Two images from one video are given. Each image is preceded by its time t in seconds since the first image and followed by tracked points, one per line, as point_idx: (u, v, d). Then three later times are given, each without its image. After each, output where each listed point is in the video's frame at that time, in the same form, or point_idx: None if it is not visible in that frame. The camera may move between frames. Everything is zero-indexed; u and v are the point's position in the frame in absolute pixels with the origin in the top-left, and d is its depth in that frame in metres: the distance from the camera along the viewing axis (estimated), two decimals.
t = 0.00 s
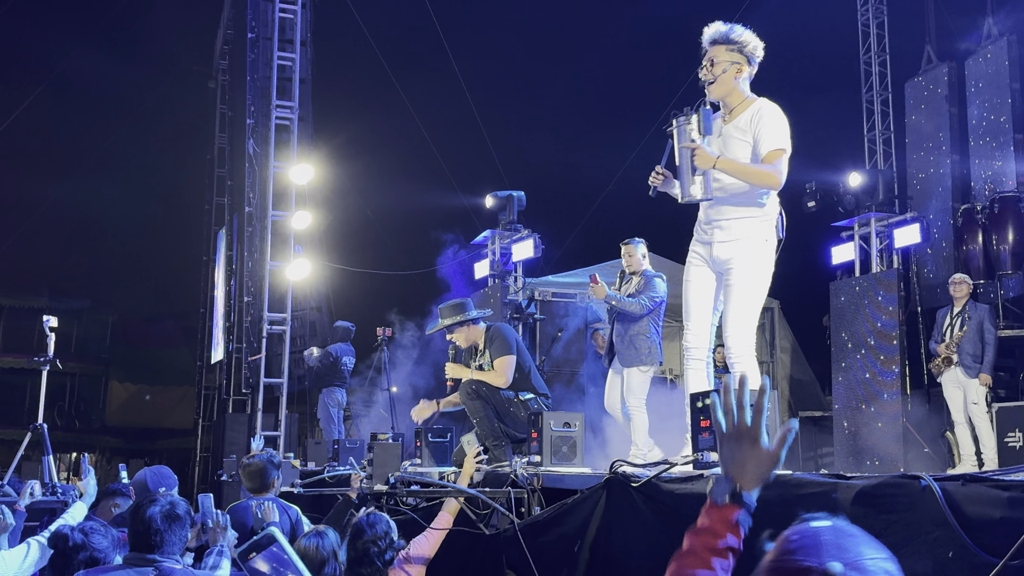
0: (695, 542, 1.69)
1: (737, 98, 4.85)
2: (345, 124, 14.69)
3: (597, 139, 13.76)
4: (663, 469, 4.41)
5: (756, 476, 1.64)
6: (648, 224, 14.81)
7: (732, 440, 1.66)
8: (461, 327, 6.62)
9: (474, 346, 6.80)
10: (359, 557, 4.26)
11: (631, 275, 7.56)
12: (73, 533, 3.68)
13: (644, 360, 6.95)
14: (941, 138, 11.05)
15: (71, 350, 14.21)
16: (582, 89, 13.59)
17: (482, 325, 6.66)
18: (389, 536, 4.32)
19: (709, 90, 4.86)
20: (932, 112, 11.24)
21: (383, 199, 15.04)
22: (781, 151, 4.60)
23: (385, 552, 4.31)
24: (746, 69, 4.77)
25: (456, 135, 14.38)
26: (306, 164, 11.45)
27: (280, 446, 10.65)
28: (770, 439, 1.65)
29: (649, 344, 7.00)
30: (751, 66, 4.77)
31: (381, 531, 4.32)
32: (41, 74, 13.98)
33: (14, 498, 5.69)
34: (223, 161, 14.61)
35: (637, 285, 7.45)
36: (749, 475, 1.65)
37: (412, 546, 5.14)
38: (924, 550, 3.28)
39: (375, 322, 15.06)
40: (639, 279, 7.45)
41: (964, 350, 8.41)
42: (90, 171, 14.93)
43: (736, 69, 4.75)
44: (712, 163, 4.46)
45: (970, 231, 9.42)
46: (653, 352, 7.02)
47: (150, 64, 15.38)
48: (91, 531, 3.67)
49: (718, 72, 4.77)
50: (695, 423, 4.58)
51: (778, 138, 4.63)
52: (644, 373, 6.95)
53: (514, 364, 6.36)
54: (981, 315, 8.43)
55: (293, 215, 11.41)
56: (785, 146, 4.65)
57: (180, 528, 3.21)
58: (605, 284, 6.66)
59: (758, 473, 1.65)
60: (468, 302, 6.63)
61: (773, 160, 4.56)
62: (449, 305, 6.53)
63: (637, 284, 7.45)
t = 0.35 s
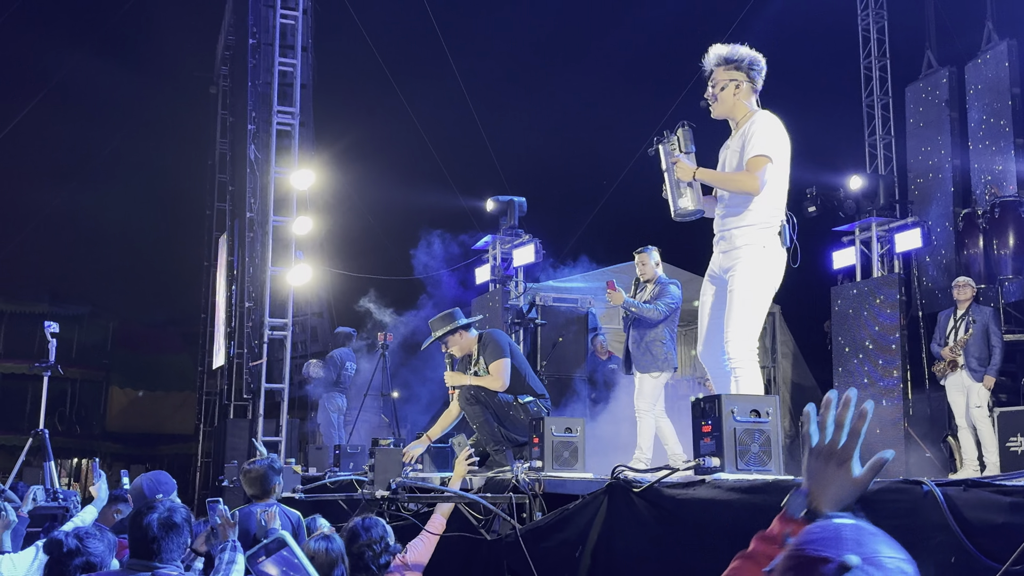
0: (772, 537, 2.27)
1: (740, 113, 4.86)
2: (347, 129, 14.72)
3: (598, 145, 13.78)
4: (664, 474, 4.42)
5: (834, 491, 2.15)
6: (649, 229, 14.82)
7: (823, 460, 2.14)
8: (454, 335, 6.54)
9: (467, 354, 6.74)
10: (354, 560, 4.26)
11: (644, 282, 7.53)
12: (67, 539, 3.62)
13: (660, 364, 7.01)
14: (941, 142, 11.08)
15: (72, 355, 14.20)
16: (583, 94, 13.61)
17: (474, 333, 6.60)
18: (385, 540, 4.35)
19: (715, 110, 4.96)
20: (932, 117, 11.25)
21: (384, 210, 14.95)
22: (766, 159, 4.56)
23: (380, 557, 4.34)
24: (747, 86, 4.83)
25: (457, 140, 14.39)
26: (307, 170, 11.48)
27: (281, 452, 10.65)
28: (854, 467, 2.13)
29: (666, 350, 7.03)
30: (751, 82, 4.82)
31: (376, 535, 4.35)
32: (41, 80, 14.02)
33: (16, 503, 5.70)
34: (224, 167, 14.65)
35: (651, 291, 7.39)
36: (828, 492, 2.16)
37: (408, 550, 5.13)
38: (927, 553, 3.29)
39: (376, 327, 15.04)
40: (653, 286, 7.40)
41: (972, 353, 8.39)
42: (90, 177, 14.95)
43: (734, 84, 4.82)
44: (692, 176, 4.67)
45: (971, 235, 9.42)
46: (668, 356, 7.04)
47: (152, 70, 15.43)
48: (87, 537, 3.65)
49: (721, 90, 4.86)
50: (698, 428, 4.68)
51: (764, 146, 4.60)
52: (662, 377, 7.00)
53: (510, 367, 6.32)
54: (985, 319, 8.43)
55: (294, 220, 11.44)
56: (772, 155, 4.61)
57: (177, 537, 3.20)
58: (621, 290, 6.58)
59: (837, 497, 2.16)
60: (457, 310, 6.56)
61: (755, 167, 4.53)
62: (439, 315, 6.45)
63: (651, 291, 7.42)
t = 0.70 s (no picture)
0: None
1: (749, 137, 4.92)
2: (346, 130, 14.74)
3: (596, 146, 13.79)
4: (663, 474, 4.42)
5: (872, 567, 1.52)
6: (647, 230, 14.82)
7: (856, 528, 1.52)
8: (443, 341, 6.59)
9: (459, 359, 6.80)
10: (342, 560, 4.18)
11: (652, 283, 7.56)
12: (59, 546, 3.61)
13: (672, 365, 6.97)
14: (940, 142, 11.10)
15: (72, 356, 14.17)
16: (582, 95, 13.61)
17: (464, 338, 6.65)
18: (373, 538, 4.27)
19: (724, 141, 5.03)
20: (929, 118, 11.27)
21: (382, 208, 15.08)
22: (786, 174, 4.58)
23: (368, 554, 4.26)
24: (752, 110, 4.88)
25: (456, 142, 14.41)
26: (306, 171, 11.49)
27: (280, 453, 10.63)
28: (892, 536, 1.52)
29: (673, 351, 6.99)
30: (755, 104, 4.87)
31: (364, 533, 4.27)
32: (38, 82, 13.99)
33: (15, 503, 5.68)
34: (224, 168, 14.67)
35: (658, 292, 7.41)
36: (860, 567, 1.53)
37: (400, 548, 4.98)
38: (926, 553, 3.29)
39: (376, 329, 15.03)
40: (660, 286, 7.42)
41: (973, 351, 8.42)
42: (88, 178, 14.95)
43: (739, 111, 4.88)
44: (719, 192, 4.64)
45: (969, 236, 9.40)
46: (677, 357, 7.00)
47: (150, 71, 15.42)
48: (82, 540, 3.64)
49: (726, 119, 4.92)
50: (695, 427, 4.68)
51: (783, 162, 4.63)
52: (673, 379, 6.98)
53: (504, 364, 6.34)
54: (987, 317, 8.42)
55: (293, 221, 11.45)
56: (791, 170, 4.65)
57: (171, 538, 3.17)
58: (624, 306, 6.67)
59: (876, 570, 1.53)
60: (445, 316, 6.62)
61: (777, 182, 4.55)
62: (428, 323, 6.51)
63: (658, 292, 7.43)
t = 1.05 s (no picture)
0: None
1: (775, 142, 4.90)
2: (343, 127, 14.70)
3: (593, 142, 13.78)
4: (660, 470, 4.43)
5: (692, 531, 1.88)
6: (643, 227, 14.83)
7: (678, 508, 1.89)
8: (436, 340, 6.55)
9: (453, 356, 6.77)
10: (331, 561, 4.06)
11: (645, 279, 7.41)
12: (54, 543, 3.60)
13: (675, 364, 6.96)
14: (937, 140, 11.10)
15: (68, 356, 13.99)
16: (578, 92, 13.60)
17: (458, 336, 6.62)
18: (363, 541, 4.15)
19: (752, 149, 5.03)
20: (925, 115, 11.29)
21: (379, 205, 15.10)
22: (812, 174, 4.58)
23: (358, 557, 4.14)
24: (779, 116, 4.87)
25: (452, 139, 14.43)
26: (302, 167, 11.47)
27: (277, 449, 10.61)
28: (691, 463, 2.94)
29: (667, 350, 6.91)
30: (781, 111, 4.86)
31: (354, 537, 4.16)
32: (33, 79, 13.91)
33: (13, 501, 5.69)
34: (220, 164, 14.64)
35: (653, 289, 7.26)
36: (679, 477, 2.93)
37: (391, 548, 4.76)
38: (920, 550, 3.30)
39: (373, 326, 15.01)
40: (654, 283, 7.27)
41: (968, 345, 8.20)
42: (84, 175, 14.91)
43: (767, 117, 4.88)
44: (745, 190, 4.60)
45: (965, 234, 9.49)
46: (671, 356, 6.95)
47: (144, 68, 15.39)
48: (78, 535, 3.64)
49: (752, 128, 4.93)
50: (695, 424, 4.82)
51: (809, 163, 4.63)
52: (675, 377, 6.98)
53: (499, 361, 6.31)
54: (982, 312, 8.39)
55: (289, 218, 11.43)
56: (817, 171, 4.63)
57: (167, 533, 3.17)
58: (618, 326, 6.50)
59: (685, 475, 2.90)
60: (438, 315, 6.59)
61: (803, 182, 4.54)
62: (421, 322, 6.48)
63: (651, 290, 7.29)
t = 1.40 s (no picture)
0: None
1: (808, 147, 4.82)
2: (339, 123, 14.65)
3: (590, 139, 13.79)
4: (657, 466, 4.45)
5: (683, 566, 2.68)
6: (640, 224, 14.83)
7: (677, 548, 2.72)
8: (435, 335, 6.52)
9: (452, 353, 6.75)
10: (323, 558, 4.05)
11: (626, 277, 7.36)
12: (57, 539, 3.60)
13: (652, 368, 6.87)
14: (934, 139, 11.09)
15: (64, 351, 13.99)
16: (575, 89, 13.60)
17: (457, 332, 6.60)
18: (355, 538, 4.14)
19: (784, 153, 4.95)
20: (921, 113, 11.30)
21: (375, 202, 15.08)
22: (849, 182, 4.52)
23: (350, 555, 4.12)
24: (811, 122, 4.80)
25: (449, 137, 14.42)
26: (298, 164, 11.45)
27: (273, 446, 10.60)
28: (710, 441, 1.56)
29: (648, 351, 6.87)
30: (812, 116, 4.79)
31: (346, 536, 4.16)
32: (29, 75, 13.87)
33: (7, 499, 5.66)
34: (216, 161, 14.60)
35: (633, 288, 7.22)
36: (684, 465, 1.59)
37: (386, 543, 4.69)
38: (916, 545, 3.31)
39: (370, 323, 14.99)
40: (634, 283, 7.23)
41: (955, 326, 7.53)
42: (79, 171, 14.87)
43: (800, 124, 4.80)
44: (784, 200, 4.55)
45: (961, 229, 9.22)
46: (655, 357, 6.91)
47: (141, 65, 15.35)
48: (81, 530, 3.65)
49: (785, 133, 4.86)
50: (689, 421, 4.78)
51: (844, 169, 4.56)
52: (654, 380, 6.91)
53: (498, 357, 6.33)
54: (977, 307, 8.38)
55: (285, 215, 11.42)
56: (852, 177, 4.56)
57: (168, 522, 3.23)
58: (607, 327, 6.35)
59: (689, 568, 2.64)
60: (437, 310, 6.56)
61: (840, 191, 4.48)
62: (420, 317, 6.45)
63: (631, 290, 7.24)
